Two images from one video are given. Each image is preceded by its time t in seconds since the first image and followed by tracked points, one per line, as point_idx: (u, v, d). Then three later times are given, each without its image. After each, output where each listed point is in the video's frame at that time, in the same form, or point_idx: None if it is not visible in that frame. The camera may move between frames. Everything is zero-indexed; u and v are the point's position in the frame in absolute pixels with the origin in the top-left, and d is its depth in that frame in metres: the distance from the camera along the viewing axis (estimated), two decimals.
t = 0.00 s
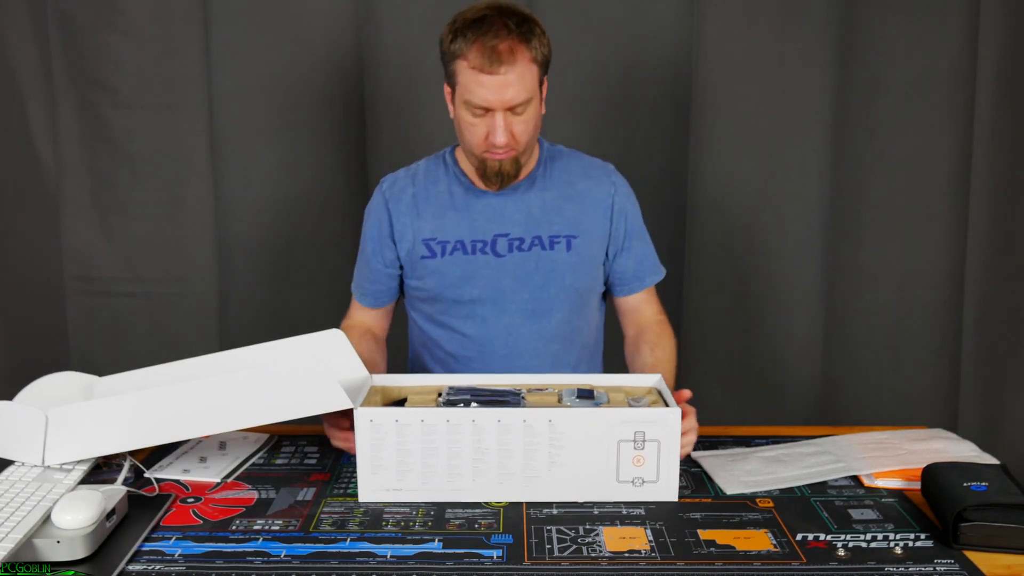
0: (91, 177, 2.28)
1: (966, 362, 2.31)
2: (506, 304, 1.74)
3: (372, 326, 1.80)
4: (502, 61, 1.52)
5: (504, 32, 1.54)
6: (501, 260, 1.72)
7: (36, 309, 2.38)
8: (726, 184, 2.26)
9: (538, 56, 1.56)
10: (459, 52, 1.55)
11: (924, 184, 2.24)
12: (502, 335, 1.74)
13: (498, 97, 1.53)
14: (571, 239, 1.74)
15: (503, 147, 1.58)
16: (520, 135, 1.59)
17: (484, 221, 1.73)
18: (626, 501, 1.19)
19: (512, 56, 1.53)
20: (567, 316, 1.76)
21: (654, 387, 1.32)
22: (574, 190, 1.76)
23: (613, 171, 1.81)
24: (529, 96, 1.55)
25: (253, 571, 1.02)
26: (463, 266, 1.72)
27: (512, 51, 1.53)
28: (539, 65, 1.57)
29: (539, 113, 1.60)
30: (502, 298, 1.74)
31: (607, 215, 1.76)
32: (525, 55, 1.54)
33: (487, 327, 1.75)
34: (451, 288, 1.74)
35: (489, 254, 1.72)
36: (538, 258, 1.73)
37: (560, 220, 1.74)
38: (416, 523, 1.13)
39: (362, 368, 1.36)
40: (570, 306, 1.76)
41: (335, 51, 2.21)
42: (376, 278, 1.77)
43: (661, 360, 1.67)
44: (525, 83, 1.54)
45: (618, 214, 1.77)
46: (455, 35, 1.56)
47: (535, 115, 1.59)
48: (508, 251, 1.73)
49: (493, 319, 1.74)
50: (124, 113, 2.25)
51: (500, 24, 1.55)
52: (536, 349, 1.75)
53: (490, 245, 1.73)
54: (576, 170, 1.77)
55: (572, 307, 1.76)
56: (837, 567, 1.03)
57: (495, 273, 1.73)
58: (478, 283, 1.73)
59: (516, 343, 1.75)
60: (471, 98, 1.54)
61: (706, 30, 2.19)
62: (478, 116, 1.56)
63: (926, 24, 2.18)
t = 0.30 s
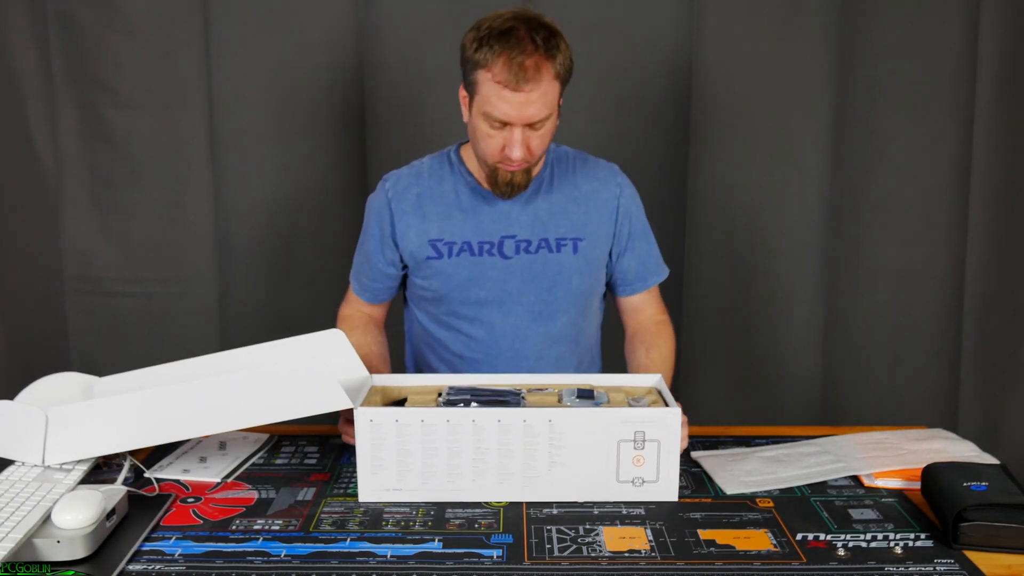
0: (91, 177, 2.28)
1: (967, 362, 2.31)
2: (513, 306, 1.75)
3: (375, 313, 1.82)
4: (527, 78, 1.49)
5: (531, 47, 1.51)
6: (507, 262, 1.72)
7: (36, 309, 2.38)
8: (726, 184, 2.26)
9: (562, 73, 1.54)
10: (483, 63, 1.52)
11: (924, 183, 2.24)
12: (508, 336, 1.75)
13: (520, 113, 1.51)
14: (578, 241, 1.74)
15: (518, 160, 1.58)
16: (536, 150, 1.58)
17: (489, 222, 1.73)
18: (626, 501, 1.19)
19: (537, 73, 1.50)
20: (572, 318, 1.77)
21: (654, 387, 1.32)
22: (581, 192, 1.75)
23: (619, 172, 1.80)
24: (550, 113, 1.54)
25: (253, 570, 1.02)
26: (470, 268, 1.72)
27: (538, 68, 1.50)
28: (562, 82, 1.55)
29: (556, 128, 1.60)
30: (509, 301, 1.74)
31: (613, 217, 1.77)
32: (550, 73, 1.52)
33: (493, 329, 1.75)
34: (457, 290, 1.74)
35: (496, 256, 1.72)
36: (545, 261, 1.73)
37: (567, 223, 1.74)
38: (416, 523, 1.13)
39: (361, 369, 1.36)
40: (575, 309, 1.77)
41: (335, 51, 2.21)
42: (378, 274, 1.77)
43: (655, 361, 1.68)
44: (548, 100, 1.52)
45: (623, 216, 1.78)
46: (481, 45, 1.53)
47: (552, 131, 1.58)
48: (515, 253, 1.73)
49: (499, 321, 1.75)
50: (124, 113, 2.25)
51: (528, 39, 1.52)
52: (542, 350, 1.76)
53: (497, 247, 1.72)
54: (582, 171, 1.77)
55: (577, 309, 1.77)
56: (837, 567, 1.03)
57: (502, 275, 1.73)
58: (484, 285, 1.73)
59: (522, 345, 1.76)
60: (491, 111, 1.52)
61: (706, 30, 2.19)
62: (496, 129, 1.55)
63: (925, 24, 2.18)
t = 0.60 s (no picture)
0: (91, 176, 2.28)
1: (967, 362, 2.31)
2: (512, 304, 1.74)
3: (378, 311, 1.82)
4: (528, 78, 1.50)
5: (533, 48, 1.52)
6: (507, 260, 1.72)
7: (36, 309, 2.38)
8: (726, 184, 2.26)
9: (565, 75, 1.54)
10: (485, 62, 1.52)
11: (924, 183, 2.24)
12: (508, 335, 1.75)
13: (519, 113, 1.51)
14: (578, 240, 1.74)
15: (516, 160, 1.58)
16: (535, 151, 1.58)
17: (489, 221, 1.73)
18: (626, 501, 1.19)
19: (538, 74, 1.50)
20: (572, 317, 1.77)
21: (654, 387, 1.32)
22: (581, 191, 1.75)
23: (620, 172, 1.80)
24: (550, 114, 1.54)
25: (253, 571, 1.02)
26: (470, 266, 1.72)
27: (540, 69, 1.50)
28: (563, 84, 1.55)
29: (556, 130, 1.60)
30: (508, 299, 1.74)
31: (613, 217, 1.77)
32: (552, 74, 1.52)
33: (492, 327, 1.75)
34: (457, 289, 1.74)
35: (496, 255, 1.72)
36: (545, 260, 1.73)
37: (567, 222, 1.74)
38: (416, 523, 1.13)
39: (361, 369, 1.36)
40: (575, 308, 1.76)
41: (335, 51, 2.21)
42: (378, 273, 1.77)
43: (656, 361, 1.67)
44: (548, 102, 1.52)
45: (624, 215, 1.78)
46: (484, 44, 1.53)
47: (552, 132, 1.58)
48: (515, 252, 1.73)
49: (499, 319, 1.75)
50: (125, 113, 2.25)
51: (531, 40, 1.53)
52: (541, 349, 1.76)
53: (497, 246, 1.72)
54: (582, 171, 1.77)
55: (577, 308, 1.77)
56: (837, 567, 1.03)
57: (502, 274, 1.73)
58: (484, 283, 1.73)
59: (521, 343, 1.75)
60: (491, 110, 1.52)
61: (706, 30, 2.19)
62: (495, 128, 1.55)
63: (926, 24, 2.18)
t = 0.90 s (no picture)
0: (91, 177, 2.28)
1: (967, 362, 2.31)
2: (512, 301, 1.74)
3: (376, 309, 1.83)
4: (525, 68, 1.52)
5: (531, 40, 1.54)
6: (507, 257, 1.73)
7: (36, 309, 2.38)
8: (726, 184, 2.26)
9: (562, 67, 1.56)
10: (483, 55, 1.54)
11: (924, 184, 2.24)
12: (508, 332, 1.75)
13: (517, 103, 1.53)
14: (578, 239, 1.74)
15: (515, 153, 1.59)
16: (534, 144, 1.59)
17: (490, 219, 1.73)
18: (626, 501, 1.19)
19: (536, 65, 1.52)
20: (572, 315, 1.76)
21: (654, 387, 1.32)
22: (581, 190, 1.76)
23: (620, 172, 1.81)
24: (548, 106, 1.55)
25: (253, 571, 1.02)
26: (470, 263, 1.72)
27: (537, 60, 1.52)
28: (561, 77, 1.57)
29: (554, 124, 1.61)
30: (508, 296, 1.74)
31: (614, 216, 1.77)
32: (549, 66, 1.54)
33: (492, 325, 1.75)
34: (457, 286, 1.74)
35: (496, 252, 1.73)
36: (545, 258, 1.73)
37: (567, 220, 1.74)
38: (416, 523, 1.13)
39: (361, 369, 1.36)
40: (575, 306, 1.76)
41: (335, 51, 2.21)
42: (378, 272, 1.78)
43: (650, 350, 1.71)
44: (546, 93, 1.54)
45: (624, 215, 1.78)
46: (482, 38, 1.56)
47: (550, 126, 1.59)
48: (515, 249, 1.73)
49: (499, 317, 1.74)
50: (125, 113, 2.25)
51: (528, 32, 1.55)
52: (541, 347, 1.76)
53: (497, 243, 1.73)
54: (583, 170, 1.77)
55: (578, 306, 1.77)
56: (837, 567, 1.03)
57: (502, 271, 1.73)
58: (484, 279, 1.73)
59: (521, 341, 1.75)
60: (489, 101, 1.54)
61: (706, 30, 2.19)
62: (494, 120, 1.56)
63: (926, 24, 2.18)
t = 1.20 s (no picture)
0: (91, 176, 2.28)
1: (966, 362, 2.31)
2: (515, 298, 1.74)
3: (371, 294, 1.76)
4: (516, 41, 1.58)
5: (520, 18, 1.61)
6: (511, 254, 1.73)
7: (36, 309, 2.38)
8: (726, 185, 2.26)
9: (553, 44, 1.63)
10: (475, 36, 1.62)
11: (924, 184, 2.24)
12: (509, 329, 1.75)
13: (510, 75, 1.58)
14: (580, 237, 1.74)
15: (513, 129, 1.62)
16: (530, 119, 1.63)
17: (496, 215, 1.74)
18: (626, 501, 1.19)
19: (526, 39, 1.59)
20: (573, 313, 1.77)
21: (654, 387, 1.32)
22: (584, 190, 1.76)
23: (622, 173, 1.81)
24: (541, 79, 1.61)
25: (253, 570, 1.02)
26: (474, 257, 1.73)
27: (527, 33, 1.59)
28: (552, 52, 1.63)
29: (550, 102, 1.65)
30: (510, 293, 1.74)
31: (616, 216, 1.77)
32: (539, 40, 1.61)
33: (493, 323, 1.75)
34: (461, 281, 1.74)
35: (500, 248, 1.73)
36: (547, 255, 1.74)
37: (569, 218, 1.75)
38: (416, 523, 1.13)
39: (362, 370, 1.38)
40: (576, 304, 1.76)
41: (335, 51, 2.21)
42: (379, 257, 1.75)
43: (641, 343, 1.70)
44: (538, 65, 1.60)
45: (625, 215, 1.78)
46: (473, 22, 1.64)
47: (545, 101, 1.64)
48: (518, 246, 1.73)
49: (500, 314, 1.74)
50: (124, 113, 2.25)
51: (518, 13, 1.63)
52: (542, 344, 1.76)
53: (501, 240, 1.73)
54: (586, 170, 1.78)
55: (579, 304, 1.77)
56: (836, 567, 1.03)
57: (505, 267, 1.73)
58: (487, 276, 1.73)
59: (521, 339, 1.75)
60: (483, 77, 1.60)
61: (706, 30, 2.19)
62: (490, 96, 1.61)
63: (926, 24, 2.18)
